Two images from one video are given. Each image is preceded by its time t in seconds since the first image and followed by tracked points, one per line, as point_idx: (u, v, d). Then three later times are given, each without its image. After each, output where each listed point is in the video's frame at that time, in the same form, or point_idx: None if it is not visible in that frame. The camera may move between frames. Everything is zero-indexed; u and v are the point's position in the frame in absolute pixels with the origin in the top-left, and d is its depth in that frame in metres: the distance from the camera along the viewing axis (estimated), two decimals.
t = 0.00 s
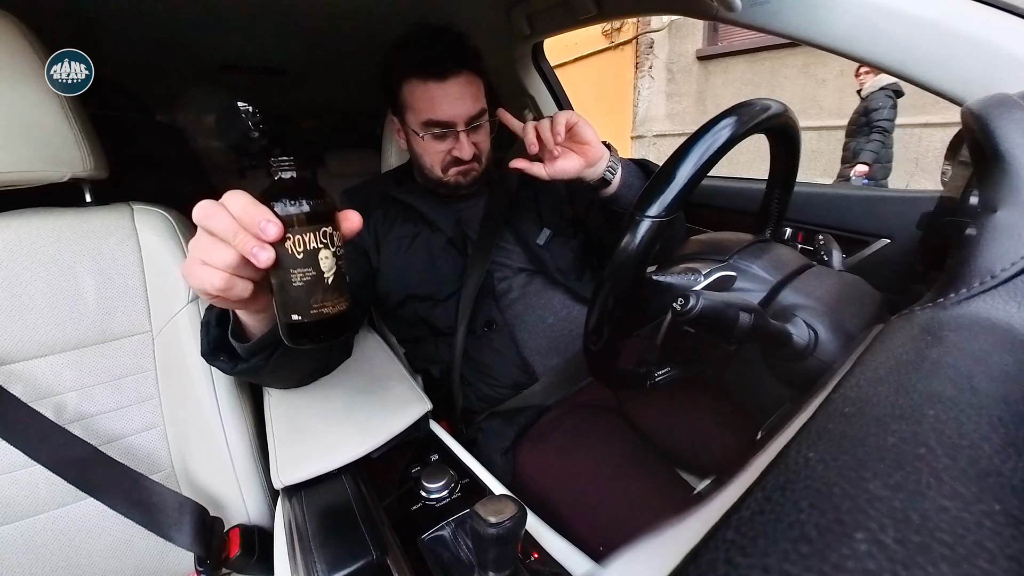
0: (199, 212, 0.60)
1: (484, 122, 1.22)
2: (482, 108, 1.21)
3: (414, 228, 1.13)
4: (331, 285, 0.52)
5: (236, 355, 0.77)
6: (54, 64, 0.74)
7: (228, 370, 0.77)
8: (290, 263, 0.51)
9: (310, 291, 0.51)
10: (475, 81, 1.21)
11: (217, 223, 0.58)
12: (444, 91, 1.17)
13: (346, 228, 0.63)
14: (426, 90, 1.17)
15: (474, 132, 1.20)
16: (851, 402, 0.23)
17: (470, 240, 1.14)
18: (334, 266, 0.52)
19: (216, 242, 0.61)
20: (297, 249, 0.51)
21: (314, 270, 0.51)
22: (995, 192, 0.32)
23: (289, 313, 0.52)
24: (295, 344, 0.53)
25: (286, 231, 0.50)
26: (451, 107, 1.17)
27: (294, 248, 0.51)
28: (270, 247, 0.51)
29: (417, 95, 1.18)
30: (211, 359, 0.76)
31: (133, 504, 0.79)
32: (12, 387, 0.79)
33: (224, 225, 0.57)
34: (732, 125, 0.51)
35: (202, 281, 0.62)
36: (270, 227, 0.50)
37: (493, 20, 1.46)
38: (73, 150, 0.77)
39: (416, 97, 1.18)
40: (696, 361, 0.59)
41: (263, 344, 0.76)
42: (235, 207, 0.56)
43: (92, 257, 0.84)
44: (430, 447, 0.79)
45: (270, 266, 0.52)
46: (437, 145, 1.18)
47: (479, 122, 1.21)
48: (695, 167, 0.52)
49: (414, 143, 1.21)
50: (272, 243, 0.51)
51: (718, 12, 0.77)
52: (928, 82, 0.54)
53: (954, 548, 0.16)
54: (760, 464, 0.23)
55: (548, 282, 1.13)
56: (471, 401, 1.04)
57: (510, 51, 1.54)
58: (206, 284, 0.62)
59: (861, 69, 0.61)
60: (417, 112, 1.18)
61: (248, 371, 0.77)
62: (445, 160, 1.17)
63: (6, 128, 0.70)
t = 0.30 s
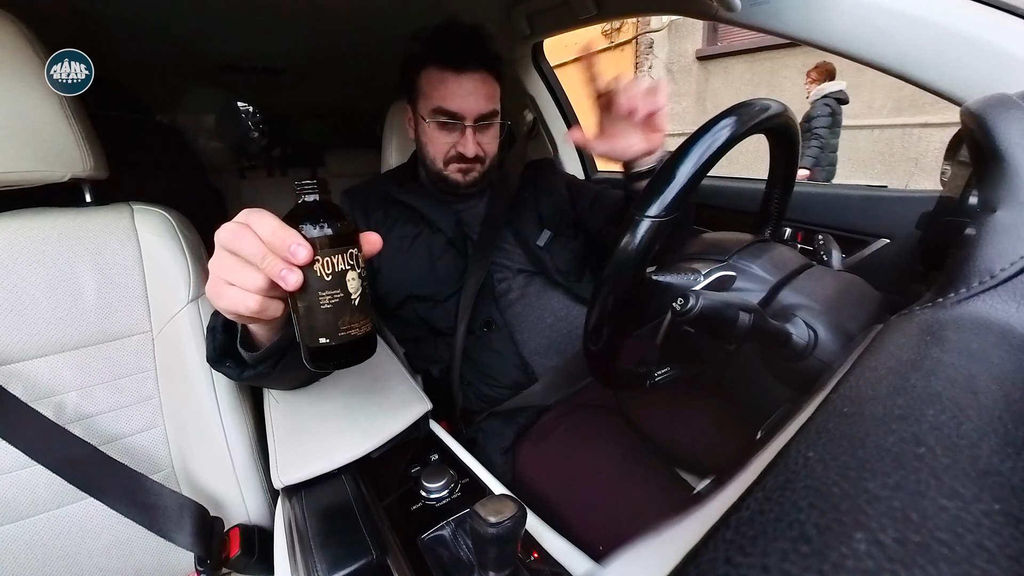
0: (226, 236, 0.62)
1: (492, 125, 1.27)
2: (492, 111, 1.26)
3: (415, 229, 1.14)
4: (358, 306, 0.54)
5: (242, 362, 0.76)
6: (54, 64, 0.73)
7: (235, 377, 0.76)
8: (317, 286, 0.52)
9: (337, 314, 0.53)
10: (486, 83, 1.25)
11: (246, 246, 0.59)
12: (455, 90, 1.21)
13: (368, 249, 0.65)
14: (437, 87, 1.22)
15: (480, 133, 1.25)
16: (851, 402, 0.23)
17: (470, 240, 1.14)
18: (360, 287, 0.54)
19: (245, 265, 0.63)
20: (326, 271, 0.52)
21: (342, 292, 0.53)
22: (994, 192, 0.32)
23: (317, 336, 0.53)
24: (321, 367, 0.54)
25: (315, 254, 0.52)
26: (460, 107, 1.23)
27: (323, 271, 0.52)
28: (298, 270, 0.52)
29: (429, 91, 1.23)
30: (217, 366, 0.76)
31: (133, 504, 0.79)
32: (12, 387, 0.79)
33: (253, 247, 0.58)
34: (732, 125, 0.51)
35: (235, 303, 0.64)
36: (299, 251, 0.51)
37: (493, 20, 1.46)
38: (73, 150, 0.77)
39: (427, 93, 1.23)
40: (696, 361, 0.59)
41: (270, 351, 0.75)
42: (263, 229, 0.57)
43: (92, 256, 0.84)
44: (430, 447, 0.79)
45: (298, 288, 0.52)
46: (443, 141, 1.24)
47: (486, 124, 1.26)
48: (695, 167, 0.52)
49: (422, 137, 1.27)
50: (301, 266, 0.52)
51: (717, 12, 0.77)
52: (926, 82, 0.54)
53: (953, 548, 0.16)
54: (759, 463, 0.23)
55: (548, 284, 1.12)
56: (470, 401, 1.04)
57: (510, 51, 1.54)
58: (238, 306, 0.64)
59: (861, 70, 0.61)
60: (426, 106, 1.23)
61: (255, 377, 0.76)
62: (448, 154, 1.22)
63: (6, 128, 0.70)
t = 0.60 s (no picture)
0: (233, 251, 0.59)
1: (487, 127, 1.28)
2: (484, 104, 1.28)
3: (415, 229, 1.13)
4: (375, 303, 0.56)
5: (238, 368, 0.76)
6: (54, 64, 0.73)
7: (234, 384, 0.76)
8: (340, 290, 0.52)
9: (360, 314, 0.54)
10: (488, 88, 1.29)
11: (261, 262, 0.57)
12: (456, 86, 1.24)
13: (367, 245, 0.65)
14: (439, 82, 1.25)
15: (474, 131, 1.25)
16: (851, 402, 0.23)
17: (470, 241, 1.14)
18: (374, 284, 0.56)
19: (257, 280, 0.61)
20: (346, 275, 0.52)
21: (362, 291, 0.54)
22: (992, 193, 0.32)
23: (344, 337, 0.54)
24: (344, 364, 0.55)
25: (335, 261, 0.51)
26: (458, 101, 1.24)
27: (343, 275, 0.52)
28: (320, 279, 0.51)
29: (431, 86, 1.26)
30: (213, 372, 0.75)
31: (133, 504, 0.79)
32: (13, 387, 0.79)
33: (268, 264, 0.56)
34: (732, 126, 0.51)
35: (254, 321, 0.62)
36: (321, 261, 0.50)
37: (493, 20, 1.46)
38: (73, 150, 0.77)
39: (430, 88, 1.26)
40: (695, 361, 0.59)
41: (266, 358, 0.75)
42: (279, 245, 0.54)
43: (92, 257, 0.84)
44: (430, 447, 0.79)
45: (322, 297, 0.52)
46: (436, 132, 1.24)
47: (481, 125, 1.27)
48: (695, 167, 0.52)
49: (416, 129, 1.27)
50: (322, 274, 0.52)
51: (717, 12, 0.77)
52: (926, 82, 0.54)
53: (953, 547, 0.16)
54: (759, 463, 0.23)
55: (548, 281, 1.15)
56: (470, 401, 1.05)
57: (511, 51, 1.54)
58: (257, 323, 0.62)
59: (861, 70, 0.61)
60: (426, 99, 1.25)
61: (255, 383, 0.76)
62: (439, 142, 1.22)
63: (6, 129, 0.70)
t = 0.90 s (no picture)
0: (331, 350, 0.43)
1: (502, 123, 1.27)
2: (501, 99, 1.26)
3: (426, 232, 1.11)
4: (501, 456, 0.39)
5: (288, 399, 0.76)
6: (54, 65, 0.73)
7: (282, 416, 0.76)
8: (467, 451, 0.37)
9: (479, 477, 0.38)
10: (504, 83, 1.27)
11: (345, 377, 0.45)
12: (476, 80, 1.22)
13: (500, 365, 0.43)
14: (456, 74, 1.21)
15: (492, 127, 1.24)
16: (849, 402, 0.23)
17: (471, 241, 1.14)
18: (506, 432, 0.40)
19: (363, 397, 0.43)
20: (477, 428, 0.37)
21: (489, 448, 0.38)
22: (992, 194, 0.32)
23: (456, 501, 0.38)
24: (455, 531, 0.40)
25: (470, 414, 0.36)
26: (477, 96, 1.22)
27: (475, 428, 0.37)
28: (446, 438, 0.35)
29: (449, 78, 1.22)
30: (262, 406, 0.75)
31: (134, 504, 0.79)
32: (13, 387, 0.79)
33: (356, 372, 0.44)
34: (731, 126, 0.51)
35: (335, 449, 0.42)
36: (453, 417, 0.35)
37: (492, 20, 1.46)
38: (73, 150, 0.77)
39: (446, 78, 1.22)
40: (695, 360, 0.59)
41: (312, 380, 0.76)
42: (406, 391, 0.37)
43: (91, 257, 0.84)
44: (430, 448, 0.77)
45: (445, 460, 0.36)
46: (453, 127, 1.21)
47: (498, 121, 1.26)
48: (694, 167, 0.52)
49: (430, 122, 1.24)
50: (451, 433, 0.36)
51: (716, 12, 0.77)
52: (926, 82, 0.54)
53: (952, 546, 0.16)
54: (758, 463, 0.23)
55: (553, 278, 1.13)
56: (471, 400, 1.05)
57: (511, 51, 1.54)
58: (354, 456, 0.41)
59: (860, 70, 0.61)
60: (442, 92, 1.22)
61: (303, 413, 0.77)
62: (456, 137, 1.19)
63: (6, 129, 0.70)
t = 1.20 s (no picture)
0: (390, 463, 0.45)
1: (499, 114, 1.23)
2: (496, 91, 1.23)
3: (431, 243, 1.08)
4: None
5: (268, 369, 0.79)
6: (54, 64, 0.73)
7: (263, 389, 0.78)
8: None
9: None
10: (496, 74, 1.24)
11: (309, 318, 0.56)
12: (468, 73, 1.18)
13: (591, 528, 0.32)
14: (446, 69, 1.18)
15: (489, 119, 1.20)
16: (849, 401, 0.23)
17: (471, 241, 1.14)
18: None
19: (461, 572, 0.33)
20: None
21: None
22: (991, 194, 0.32)
23: None
24: None
25: None
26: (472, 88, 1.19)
27: None
28: None
29: (440, 73, 1.18)
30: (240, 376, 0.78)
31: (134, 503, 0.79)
32: (13, 387, 0.79)
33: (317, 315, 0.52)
34: (731, 125, 0.51)
35: None
36: None
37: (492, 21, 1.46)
38: (73, 149, 0.77)
39: (437, 74, 1.19)
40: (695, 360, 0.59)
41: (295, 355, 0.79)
42: None
43: (91, 257, 0.84)
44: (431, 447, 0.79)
45: None
46: (450, 122, 1.17)
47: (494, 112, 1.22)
48: (694, 167, 0.52)
49: (425, 121, 1.20)
50: None
51: (715, 12, 0.78)
52: (925, 83, 0.54)
53: (952, 546, 0.16)
54: (758, 462, 0.23)
55: (555, 281, 1.14)
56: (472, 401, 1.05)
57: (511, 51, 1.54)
58: None
59: (860, 70, 0.61)
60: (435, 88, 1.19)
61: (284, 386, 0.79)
62: (456, 132, 1.16)
63: (6, 129, 0.70)
